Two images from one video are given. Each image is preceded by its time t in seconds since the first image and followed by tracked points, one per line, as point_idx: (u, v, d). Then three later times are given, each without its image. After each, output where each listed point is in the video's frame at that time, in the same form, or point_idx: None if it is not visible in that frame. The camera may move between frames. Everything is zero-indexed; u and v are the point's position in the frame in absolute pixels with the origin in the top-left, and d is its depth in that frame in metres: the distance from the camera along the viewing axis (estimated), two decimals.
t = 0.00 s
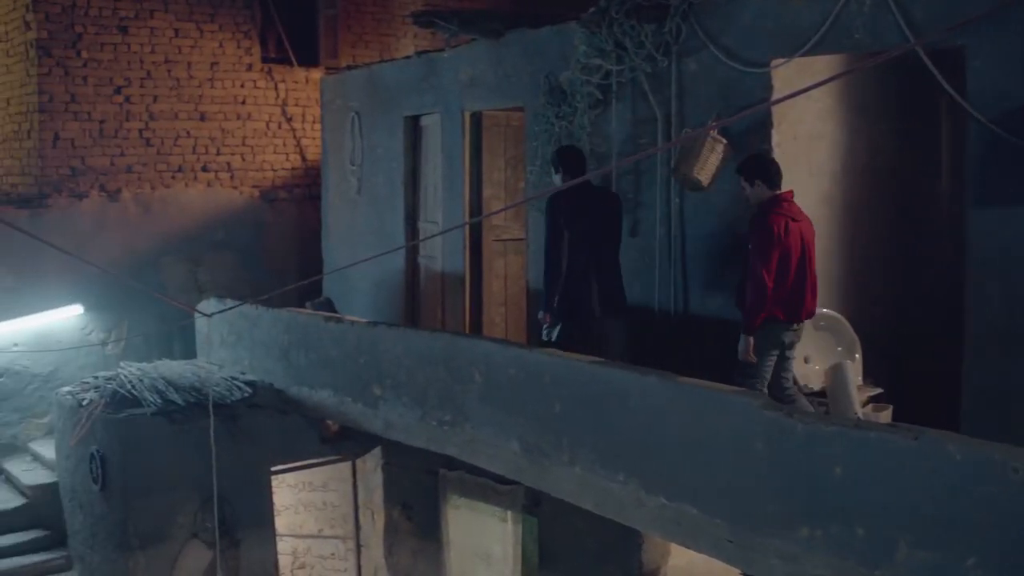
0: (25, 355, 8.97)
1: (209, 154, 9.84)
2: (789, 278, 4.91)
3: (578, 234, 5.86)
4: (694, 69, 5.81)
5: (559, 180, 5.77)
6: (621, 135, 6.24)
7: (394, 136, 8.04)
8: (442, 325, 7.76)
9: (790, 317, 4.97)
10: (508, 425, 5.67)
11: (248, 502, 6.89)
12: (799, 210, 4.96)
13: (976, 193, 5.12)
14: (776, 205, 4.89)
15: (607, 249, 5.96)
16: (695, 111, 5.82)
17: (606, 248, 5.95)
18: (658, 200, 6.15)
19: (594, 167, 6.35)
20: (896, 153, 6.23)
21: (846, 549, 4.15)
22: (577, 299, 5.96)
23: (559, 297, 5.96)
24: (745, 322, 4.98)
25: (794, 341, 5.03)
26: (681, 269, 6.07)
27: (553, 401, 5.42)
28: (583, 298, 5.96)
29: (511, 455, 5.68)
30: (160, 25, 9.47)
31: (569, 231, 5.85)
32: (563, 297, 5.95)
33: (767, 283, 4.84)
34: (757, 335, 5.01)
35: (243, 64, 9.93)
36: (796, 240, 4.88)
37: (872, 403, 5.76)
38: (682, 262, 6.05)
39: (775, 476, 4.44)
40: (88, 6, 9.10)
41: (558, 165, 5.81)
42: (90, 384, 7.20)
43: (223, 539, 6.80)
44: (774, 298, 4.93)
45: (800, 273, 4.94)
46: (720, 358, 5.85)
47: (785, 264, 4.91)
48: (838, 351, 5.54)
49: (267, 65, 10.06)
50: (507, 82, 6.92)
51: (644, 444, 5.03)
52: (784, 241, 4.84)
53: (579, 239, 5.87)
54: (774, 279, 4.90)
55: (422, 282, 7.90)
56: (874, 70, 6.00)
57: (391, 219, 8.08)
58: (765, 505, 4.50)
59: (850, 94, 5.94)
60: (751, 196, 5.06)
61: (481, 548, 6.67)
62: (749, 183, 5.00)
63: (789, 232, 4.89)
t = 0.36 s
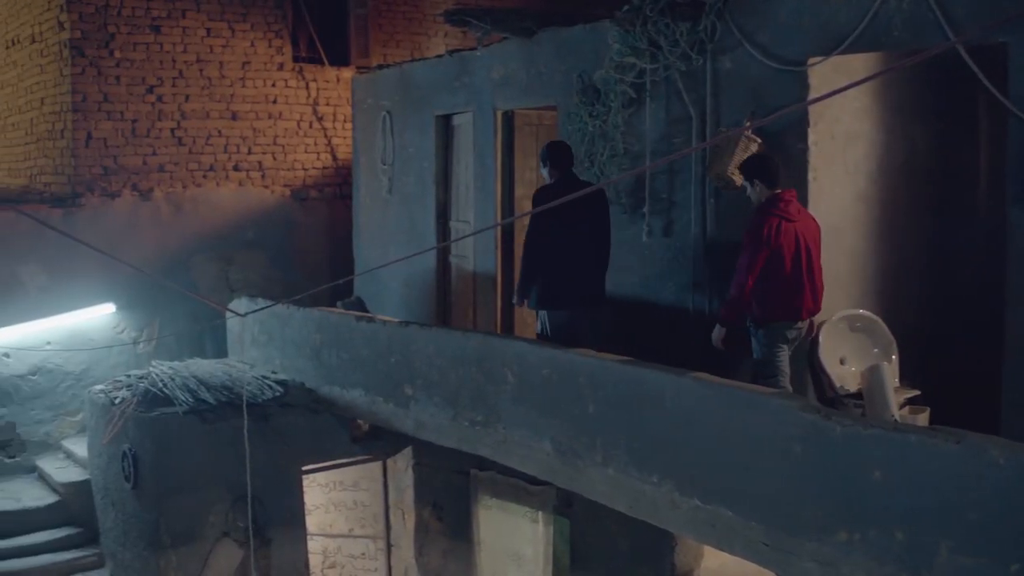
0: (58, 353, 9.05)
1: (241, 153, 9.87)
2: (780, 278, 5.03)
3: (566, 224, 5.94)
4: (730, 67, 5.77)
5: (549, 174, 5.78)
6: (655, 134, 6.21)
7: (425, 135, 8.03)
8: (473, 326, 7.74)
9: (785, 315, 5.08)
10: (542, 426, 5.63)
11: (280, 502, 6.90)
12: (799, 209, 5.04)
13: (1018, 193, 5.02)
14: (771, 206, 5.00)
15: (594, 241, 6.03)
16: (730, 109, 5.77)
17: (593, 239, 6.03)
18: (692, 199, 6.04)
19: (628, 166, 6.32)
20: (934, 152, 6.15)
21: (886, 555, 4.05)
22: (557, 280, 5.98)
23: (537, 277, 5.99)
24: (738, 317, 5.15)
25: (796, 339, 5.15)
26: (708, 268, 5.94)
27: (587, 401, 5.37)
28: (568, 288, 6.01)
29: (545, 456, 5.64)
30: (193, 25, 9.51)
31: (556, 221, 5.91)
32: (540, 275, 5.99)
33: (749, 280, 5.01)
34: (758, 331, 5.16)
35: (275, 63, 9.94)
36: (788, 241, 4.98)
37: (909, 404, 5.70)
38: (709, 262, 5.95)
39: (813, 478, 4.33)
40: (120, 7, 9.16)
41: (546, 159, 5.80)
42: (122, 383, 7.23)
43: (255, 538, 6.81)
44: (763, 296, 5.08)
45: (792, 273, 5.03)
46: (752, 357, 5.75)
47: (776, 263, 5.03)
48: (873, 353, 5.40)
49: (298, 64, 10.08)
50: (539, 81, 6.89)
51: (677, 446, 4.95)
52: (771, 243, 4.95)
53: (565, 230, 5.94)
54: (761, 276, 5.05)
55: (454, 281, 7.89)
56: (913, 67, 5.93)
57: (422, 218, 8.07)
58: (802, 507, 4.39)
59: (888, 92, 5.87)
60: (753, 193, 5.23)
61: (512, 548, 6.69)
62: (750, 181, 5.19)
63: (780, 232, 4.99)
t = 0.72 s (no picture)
0: (89, 351, 9.07)
1: (269, 152, 9.89)
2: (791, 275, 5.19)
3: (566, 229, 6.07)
4: (763, 65, 5.72)
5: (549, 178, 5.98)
6: (687, 133, 6.16)
7: (454, 133, 8.01)
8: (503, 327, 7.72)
9: (796, 310, 5.25)
10: (573, 427, 5.59)
11: (308, 501, 6.90)
12: (796, 208, 5.27)
13: None
14: (774, 205, 5.19)
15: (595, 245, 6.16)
16: (763, 108, 5.73)
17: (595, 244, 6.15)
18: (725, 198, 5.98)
19: (660, 166, 6.26)
20: (971, 152, 6.07)
21: (924, 561, 3.98)
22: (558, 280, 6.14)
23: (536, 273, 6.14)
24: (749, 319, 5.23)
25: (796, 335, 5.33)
26: (742, 268, 5.86)
27: (619, 402, 5.32)
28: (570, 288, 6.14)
29: (576, 456, 5.60)
30: (222, 23, 9.52)
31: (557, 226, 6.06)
32: (541, 274, 6.13)
33: (769, 279, 5.11)
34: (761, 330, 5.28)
35: (304, 61, 9.96)
36: (796, 235, 5.18)
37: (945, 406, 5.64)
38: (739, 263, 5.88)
39: (849, 481, 4.26)
40: (151, 6, 9.18)
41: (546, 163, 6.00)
42: (152, 381, 7.26)
43: (284, 537, 6.80)
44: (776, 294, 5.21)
45: (801, 268, 5.22)
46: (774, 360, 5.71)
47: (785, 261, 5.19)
48: (907, 354, 5.34)
49: (326, 63, 10.09)
50: (570, 80, 6.86)
51: (710, 447, 4.88)
52: (783, 240, 5.13)
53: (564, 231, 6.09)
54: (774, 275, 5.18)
55: (484, 280, 7.87)
56: (949, 65, 5.86)
57: (451, 217, 8.06)
58: (838, 510, 4.32)
59: (923, 90, 5.80)
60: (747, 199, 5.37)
61: (541, 548, 6.89)
62: (746, 189, 5.30)
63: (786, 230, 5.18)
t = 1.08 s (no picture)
0: (120, 351, 9.08)
1: (300, 151, 9.91)
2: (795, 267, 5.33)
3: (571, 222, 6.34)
4: (799, 64, 5.66)
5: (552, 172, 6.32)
6: (721, 132, 6.15)
7: (486, 132, 7.99)
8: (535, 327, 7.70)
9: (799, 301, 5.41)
10: (605, 428, 5.55)
11: (339, 500, 6.89)
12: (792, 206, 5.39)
13: None
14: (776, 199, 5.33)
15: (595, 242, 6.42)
16: (799, 106, 5.68)
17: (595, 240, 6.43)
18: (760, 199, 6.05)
19: (694, 162, 6.28)
20: (1013, 152, 5.98)
21: (964, 567, 3.90)
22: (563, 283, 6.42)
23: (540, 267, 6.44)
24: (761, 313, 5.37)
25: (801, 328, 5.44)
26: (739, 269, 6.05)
27: (652, 403, 5.26)
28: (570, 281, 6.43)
29: (609, 458, 5.56)
30: (254, 23, 9.54)
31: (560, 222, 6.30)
32: (544, 268, 6.43)
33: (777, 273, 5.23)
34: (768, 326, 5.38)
35: (334, 61, 9.96)
36: (795, 231, 5.30)
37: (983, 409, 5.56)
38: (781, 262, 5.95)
39: (887, 486, 4.18)
40: (182, 6, 9.21)
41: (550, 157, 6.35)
42: (183, 380, 7.28)
43: (315, 537, 6.80)
44: (782, 288, 5.32)
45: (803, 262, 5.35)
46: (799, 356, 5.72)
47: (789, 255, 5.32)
48: (945, 356, 5.25)
49: (357, 62, 10.09)
50: (603, 78, 6.82)
51: (744, 450, 4.80)
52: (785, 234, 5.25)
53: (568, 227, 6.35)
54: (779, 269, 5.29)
55: (517, 281, 7.85)
56: (989, 63, 5.78)
57: (482, 216, 8.03)
58: (876, 515, 4.23)
59: (962, 89, 5.72)
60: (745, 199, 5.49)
61: (572, 550, 6.78)
62: (744, 191, 5.43)
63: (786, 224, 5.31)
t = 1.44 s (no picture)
0: (150, 351, 9.15)
1: (331, 151, 9.94)
2: (751, 272, 5.67)
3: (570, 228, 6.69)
4: (834, 63, 5.61)
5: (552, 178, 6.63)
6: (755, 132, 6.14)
7: (517, 132, 7.99)
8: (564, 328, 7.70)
9: (754, 307, 5.74)
10: (637, 430, 5.51)
11: (368, 500, 6.88)
12: (767, 217, 5.66)
13: None
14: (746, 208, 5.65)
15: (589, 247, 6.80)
16: (834, 106, 5.63)
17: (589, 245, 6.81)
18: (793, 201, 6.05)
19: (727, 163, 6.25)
20: None
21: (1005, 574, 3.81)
22: (561, 284, 6.76)
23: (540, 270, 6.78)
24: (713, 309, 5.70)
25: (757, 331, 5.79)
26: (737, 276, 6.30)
27: (684, 405, 5.21)
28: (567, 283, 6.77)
29: (640, 459, 5.51)
30: (285, 23, 9.55)
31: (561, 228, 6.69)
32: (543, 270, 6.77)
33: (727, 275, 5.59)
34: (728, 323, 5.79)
35: (365, 60, 9.96)
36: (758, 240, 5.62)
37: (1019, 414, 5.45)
38: (819, 262, 5.96)
39: (925, 490, 4.09)
40: (213, 6, 9.23)
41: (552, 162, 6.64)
42: (214, 379, 7.33)
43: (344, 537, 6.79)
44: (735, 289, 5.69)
45: (762, 269, 5.68)
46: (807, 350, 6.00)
47: (747, 259, 5.67)
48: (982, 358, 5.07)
49: (387, 61, 10.08)
50: (635, 78, 6.81)
51: (778, 452, 4.73)
52: (744, 240, 5.60)
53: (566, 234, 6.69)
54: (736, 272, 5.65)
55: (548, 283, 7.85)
56: None
57: (512, 216, 8.03)
58: (914, 519, 4.14)
59: (1001, 89, 5.64)
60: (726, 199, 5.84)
61: (604, 552, 6.74)
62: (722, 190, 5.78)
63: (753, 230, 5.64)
